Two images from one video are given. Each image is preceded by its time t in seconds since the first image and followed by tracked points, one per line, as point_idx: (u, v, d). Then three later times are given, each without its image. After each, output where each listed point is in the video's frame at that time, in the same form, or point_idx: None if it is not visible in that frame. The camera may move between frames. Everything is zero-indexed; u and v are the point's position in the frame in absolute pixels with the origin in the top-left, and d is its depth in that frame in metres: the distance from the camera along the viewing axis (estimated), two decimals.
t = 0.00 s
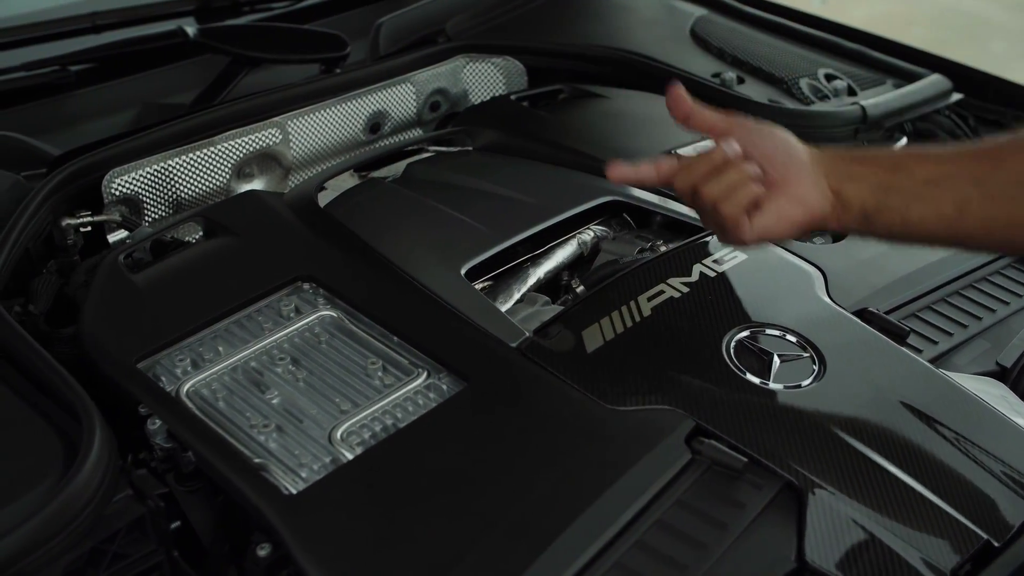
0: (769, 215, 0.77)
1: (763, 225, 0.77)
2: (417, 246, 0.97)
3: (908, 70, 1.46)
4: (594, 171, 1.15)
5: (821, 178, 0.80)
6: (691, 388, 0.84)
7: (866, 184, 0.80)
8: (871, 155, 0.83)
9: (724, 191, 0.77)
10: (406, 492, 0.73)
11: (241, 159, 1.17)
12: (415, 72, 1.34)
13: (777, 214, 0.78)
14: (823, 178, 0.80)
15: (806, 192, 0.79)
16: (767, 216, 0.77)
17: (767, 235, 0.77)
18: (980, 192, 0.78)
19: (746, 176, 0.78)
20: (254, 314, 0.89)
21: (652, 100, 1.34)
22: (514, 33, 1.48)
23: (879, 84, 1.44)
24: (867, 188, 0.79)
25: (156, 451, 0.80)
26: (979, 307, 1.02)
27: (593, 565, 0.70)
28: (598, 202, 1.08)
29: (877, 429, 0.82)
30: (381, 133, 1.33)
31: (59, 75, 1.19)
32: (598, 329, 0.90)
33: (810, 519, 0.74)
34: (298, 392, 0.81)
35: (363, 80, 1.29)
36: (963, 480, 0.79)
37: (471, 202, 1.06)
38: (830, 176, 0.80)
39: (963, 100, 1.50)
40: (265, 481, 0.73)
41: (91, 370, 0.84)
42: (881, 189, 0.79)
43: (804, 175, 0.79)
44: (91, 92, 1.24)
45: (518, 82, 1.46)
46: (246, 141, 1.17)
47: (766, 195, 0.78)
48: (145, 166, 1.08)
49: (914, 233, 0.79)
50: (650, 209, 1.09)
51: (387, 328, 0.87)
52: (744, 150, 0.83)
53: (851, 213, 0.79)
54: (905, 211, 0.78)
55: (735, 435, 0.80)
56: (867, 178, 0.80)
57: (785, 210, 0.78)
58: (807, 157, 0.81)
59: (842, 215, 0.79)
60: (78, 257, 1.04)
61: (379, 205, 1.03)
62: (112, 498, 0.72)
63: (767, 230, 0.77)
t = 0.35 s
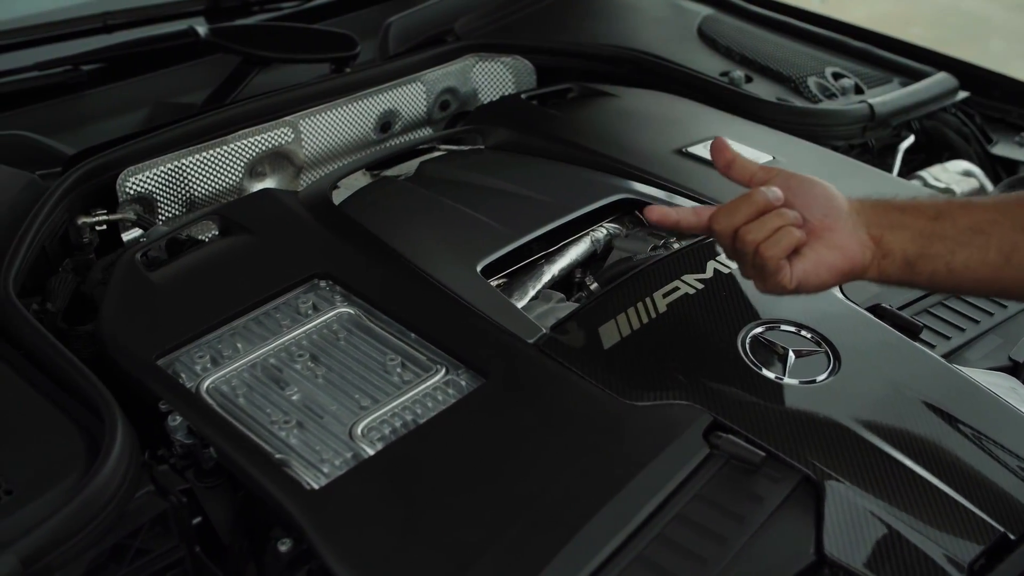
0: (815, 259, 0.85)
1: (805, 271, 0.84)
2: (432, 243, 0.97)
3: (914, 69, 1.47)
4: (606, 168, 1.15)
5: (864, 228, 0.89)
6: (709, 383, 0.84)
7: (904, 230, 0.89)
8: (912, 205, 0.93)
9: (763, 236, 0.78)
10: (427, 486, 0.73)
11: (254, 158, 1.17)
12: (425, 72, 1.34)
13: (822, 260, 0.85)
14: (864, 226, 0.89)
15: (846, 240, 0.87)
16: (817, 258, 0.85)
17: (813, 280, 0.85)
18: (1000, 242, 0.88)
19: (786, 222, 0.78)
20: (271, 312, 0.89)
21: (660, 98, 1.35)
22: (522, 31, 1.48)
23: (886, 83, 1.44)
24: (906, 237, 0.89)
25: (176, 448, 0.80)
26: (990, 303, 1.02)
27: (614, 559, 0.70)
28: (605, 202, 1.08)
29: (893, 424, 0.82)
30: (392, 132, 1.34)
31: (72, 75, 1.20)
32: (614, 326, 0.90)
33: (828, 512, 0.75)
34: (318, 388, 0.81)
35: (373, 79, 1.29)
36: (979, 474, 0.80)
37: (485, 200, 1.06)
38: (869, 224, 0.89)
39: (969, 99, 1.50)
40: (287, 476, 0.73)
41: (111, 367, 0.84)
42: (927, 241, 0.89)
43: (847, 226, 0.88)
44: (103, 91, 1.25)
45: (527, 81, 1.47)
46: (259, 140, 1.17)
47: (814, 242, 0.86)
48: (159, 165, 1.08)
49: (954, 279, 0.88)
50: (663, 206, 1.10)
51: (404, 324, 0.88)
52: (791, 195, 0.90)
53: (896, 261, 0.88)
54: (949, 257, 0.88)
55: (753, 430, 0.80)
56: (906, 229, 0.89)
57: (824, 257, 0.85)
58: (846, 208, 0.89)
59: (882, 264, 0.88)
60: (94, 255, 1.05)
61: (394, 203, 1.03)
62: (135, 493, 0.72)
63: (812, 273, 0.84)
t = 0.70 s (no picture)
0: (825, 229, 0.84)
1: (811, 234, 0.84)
2: (442, 241, 0.97)
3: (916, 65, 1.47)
4: (613, 167, 1.16)
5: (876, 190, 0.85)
6: (722, 378, 0.85)
7: (917, 189, 0.85)
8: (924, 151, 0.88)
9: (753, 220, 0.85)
10: (444, 482, 0.73)
11: (263, 158, 1.17)
12: (431, 72, 1.35)
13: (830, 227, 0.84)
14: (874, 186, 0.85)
15: (853, 202, 0.85)
16: (822, 221, 0.84)
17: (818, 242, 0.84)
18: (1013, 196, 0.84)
19: (780, 202, 0.84)
20: (285, 310, 0.89)
21: (665, 96, 1.35)
22: (525, 31, 1.49)
23: (889, 80, 1.45)
24: (917, 193, 0.85)
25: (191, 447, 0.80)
26: (998, 297, 1.03)
27: (631, 553, 0.71)
28: (614, 200, 1.08)
29: (905, 417, 0.83)
30: (399, 132, 1.34)
31: (80, 77, 1.19)
32: (626, 321, 0.91)
33: (842, 503, 0.75)
34: (333, 385, 0.82)
35: (380, 80, 1.29)
36: (991, 466, 0.80)
37: (494, 198, 1.07)
38: (880, 182, 0.85)
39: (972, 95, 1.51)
40: (305, 473, 0.74)
41: (126, 367, 0.85)
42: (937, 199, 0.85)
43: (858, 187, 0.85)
44: (110, 92, 1.24)
45: (532, 80, 1.47)
46: (267, 141, 1.17)
47: (825, 206, 0.85)
48: (170, 166, 1.08)
49: (970, 229, 0.85)
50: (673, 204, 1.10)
51: (417, 322, 0.88)
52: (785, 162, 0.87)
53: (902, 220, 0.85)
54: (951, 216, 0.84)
55: (766, 424, 0.81)
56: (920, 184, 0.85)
57: (833, 222, 0.84)
58: (859, 165, 0.86)
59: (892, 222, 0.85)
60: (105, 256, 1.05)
61: (404, 202, 1.04)
62: (153, 491, 0.71)
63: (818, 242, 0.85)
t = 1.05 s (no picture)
0: (786, 269, 0.90)
1: (773, 278, 0.90)
2: (447, 243, 0.98)
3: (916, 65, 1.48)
4: (615, 167, 1.16)
5: (840, 227, 0.88)
6: (728, 376, 0.85)
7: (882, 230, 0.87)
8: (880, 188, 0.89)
9: (693, 285, 0.92)
10: (455, 481, 0.74)
11: (266, 161, 1.18)
12: (433, 74, 1.35)
13: (801, 263, 0.89)
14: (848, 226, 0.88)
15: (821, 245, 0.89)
16: (786, 267, 0.90)
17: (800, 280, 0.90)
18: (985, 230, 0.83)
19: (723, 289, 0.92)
20: (292, 312, 0.90)
21: (666, 97, 1.36)
22: (527, 32, 1.50)
23: (889, 80, 1.45)
24: (886, 237, 0.86)
25: (199, 449, 0.80)
26: (1001, 294, 1.03)
27: (640, 551, 0.71)
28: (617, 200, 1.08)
29: (910, 413, 0.83)
30: (402, 134, 1.34)
31: (84, 81, 1.20)
32: (633, 321, 0.92)
33: (849, 499, 0.75)
34: (341, 386, 0.82)
35: (383, 82, 1.30)
36: (996, 461, 0.80)
37: (498, 199, 1.07)
38: (845, 230, 0.88)
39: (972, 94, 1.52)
40: (316, 473, 0.74)
41: (133, 369, 0.85)
42: (908, 243, 0.86)
43: (824, 238, 0.88)
44: (113, 95, 1.25)
45: (534, 80, 1.48)
46: (271, 144, 1.17)
47: (783, 253, 0.90)
48: (174, 169, 1.08)
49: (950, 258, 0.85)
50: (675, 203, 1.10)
51: (424, 323, 0.88)
52: (757, 206, 0.89)
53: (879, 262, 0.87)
54: (928, 256, 0.85)
55: (774, 422, 0.81)
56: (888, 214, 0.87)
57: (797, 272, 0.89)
58: (824, 211, 0.88)
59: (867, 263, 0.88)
60: (111, 258, 1.05)
61: (408, 203, 1.04)
62: (164, 492, 0.71)
63: (784, 281, 0.90)
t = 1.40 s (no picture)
0: (809, 55, 0.89)
1: (799, 56, 0.90)
2: (447, 244, 0.98)
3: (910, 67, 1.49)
4: (614, 169, 1.17)
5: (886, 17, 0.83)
6: (728, 376, 0.86)
7: None
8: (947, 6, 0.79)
9: (717, 53, 1.00)
10: (457, 482, 0.74)
11: (264, 163, 1.18)
12: (430, 77, 1.35)
13: (821, 48, 0.87)
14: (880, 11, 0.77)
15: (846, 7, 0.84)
16: (807, 54, 0.89)
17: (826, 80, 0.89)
18: None
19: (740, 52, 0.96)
20: (292, 313, 0.89)
21: (662, 99, 1.36)
22: (523, 35, 1.50)
23: (882, 83, 1.46)
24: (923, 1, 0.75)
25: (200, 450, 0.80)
26: (997, 296, 1.04)
27: (643, 551, 0.71)
28: (615, 203, 1.09)
29: (909, 413, 0.84)
30: (399, 136, 1.34)
31: (81, 83, 1.19)
32: (633, 321, 0.92)
33: (851, 498, 0.76)
34: (343, 387, 0.82)
35: (380, 84, 1.30)
36: (995, 461, 0.81)
37: (497, 201, 1.07)
38: None
39: (966, 98, 1.54)
40: (319, 475, 0.74)
41: (133, 370, 0.85)
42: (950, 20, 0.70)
43: None
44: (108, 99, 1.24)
45: (532, 81, 1.48)
46: (268, 146, 1.17)
47: (814, 31, 0.89)
48: (171, 171, 1.08)
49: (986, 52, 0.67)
50: (673, 205, 1.11)
51: (425, 325, 0.88)
52: None
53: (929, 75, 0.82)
54: None
55: (774, 422, 0.81)
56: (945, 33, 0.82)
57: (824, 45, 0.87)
58: None
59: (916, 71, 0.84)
60: (109, 261, 1.05)
61: (406, 205, 1.04)
62: (165, 494, 0.71)
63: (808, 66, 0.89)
